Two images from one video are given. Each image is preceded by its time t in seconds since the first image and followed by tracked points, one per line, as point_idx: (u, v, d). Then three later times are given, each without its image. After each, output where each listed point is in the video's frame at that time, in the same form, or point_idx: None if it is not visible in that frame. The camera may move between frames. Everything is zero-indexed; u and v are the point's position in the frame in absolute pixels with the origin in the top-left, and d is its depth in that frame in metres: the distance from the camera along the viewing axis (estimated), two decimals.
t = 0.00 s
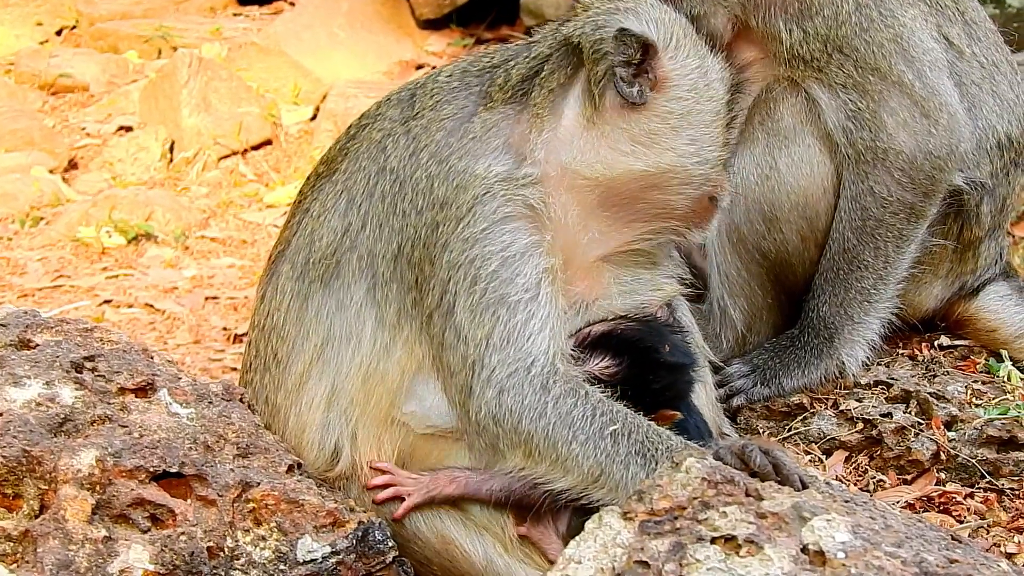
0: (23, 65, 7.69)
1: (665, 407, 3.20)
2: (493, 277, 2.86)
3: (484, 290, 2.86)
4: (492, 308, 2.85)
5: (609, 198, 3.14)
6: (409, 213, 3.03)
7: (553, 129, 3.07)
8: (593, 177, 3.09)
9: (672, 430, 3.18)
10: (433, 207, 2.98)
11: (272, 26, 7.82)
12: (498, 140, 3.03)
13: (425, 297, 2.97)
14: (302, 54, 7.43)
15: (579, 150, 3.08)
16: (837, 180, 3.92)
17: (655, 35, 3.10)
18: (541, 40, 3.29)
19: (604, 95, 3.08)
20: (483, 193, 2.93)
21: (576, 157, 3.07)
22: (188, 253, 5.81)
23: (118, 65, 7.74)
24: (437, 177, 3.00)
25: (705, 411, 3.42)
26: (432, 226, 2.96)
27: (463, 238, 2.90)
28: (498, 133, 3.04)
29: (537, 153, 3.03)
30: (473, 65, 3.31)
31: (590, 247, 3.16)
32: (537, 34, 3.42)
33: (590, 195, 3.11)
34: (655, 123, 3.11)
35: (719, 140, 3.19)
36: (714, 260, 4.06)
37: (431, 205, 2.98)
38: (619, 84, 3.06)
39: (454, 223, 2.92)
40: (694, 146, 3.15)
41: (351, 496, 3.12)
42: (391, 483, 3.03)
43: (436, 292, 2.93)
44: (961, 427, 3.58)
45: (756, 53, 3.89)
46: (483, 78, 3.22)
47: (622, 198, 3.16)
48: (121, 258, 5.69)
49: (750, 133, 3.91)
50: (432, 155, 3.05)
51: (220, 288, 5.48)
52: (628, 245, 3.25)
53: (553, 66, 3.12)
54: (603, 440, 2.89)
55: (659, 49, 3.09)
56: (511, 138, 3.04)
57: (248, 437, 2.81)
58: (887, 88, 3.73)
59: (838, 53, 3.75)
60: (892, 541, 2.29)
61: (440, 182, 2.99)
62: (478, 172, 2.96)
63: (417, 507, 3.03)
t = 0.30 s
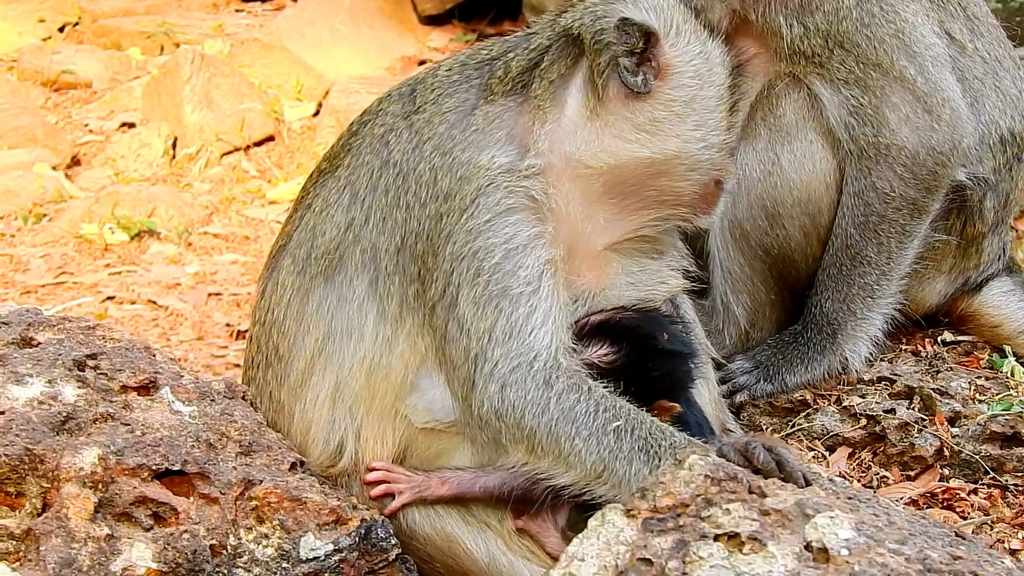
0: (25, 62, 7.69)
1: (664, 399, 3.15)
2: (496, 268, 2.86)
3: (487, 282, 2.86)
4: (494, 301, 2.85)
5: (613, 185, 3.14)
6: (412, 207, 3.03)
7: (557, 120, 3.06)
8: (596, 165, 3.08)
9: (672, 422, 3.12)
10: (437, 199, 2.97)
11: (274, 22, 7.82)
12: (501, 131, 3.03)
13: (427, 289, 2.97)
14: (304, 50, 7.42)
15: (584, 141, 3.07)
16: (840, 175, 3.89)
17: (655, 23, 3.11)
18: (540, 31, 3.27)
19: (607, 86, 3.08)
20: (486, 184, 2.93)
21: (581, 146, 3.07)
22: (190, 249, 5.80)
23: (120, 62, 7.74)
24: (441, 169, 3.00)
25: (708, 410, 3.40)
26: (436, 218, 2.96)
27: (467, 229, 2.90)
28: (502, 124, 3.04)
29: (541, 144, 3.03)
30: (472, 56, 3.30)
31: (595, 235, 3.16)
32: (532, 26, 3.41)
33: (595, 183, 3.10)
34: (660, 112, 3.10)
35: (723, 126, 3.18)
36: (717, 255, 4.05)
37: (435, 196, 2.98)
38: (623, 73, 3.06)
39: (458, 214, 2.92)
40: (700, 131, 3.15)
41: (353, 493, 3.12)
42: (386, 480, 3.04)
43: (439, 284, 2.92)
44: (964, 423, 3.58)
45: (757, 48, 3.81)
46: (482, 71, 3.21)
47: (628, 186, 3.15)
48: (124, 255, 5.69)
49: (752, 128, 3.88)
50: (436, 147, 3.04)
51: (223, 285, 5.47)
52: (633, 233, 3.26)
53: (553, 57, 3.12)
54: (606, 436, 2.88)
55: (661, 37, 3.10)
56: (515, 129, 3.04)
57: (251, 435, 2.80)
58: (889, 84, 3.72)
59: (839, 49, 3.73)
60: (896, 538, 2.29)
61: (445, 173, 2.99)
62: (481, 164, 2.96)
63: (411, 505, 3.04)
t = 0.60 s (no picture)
0: (31, 59, 7.69)
1: (672, 393, 3.15)
2: (502, 268, 2.86)
3: (494, 281, 2.86)
4: (501, 300, 2.85)
5: (618, 184, 3.14)
6: (419, 208, 3.03)
7: (561, 123, 3.06)
8: (601, 167, 3.09)
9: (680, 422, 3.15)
10: (444, 200, 2.97)
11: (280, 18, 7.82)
12: (506, 133, 3.03)
13: (434, 288, 2.97)
14: (310, 47, 7.42)
15: (591, 145, 3.07)
16: (845, 171, 3.88)
17: (659, 28, 3.10)
18: (540, 33, 3.27)
19: (611, 91, 3.07)
20: (493, 185, 2.93)
21: (586, 151, 3.07)
22: (197, 246, 5.80)
23: (126, 58, 7.74)
24: (447, 170, 3.00)
25: (714, 405, 3.39)
26: (443, 219, 2.96)
27: (474, 230, 2.89)
28: (507, 126, 3.04)
29: (547, 147, 3.02)
30: (472, 57, 3.31)
31: (600, 237, 3.16)
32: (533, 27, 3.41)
33: (599, 185, 3.10)
34: (664, 116, 3.11)
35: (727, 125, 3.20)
36: (722, 252, 4.02)
37: (441, 198, 2.98)
38: (628, 80, 3.07)
39: (465, 215, 2.92)
40: (704, 134, 3.17)
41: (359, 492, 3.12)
42: (388, 484, 3.01)
43: (446, 284, 2.92)
44: (971, 419, 3.56)
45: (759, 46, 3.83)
46: (483, 71, 3.22)
47: (632, 186, 3.16)
48: (130, 252, 5.69)
49: (757, 124, 3.85)
50: (442, 148, 3.05)
51: (229, 281, 5.47)
52: (637, 231, 3.26)
53: (554, 61, 3.10)
54: (613, 434, 2.87)
55: (664, 40, 3.10)
56: (520, 132, 3.04)
57: (257, 432, 2.80)
58: (893, 81, 3.70)
59: (841, 46, 3.72)
60: (903, 534, 2.28)
61: (451, 175, 2.99)
62: (488, 165, 2.96)
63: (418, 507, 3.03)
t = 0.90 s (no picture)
0: (34, 58, 7.69)
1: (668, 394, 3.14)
2: (512, 279, 2.87)
3: (503, 291, 2.86)
4: (509, 308, 2.86)
5: (627, 204, 3.14)
6: (428, 223, 3.02)
7: (572, 139, 3.07)
8: (609, 189, 3.09)
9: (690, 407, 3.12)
10: (454, 217, 2.96)
11: (283, 17, 7.82)
12: (516, 149, 3.03)
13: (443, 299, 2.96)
14: (313, 46, 7.42)
15: (600, 165, 3.08)
16: (849, 168, 3.87)
17: (677, 51, 3.13)
18: (557, 44, 3.28)
19: (624, 111, 3.08)
20: (503, 206, 2.92)
21: (595, 170, 3.08)
22: (200, 244, 5.80)
23: (129, 57, 7.75)
24: (457, 188, 2.99)
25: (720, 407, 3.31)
26: (453, 237, 2.95)
27: (484, 245, 2.89)
28: (516, 142, 3.05)
29: (557, 164, 3.03)
30: (488, 65, 3.30)
31: (607, 254, 3.17)
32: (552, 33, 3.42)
33: (608, 203, 3.11)
34: (677, 140, 3.12)
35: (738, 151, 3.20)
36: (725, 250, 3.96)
37: (451, 215, 2.97)
38: (641, 101, 3.07)
39: (475, 232, 2.91)
40: (716, 161, 3.17)
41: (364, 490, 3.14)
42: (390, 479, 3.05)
43: (453, 294, 2.92)
44: (975, 415, 3.56)
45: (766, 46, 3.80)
46: (498, 79, 3.22)
47: (641, 207, 3.16)
48: (133, 251, 5.69)
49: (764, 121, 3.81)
50: (452, 164, 3.03)
51: (233, 280, 5.48)
52: (643, 250, 3.26)
53: (569, 74, 3.12)
54: (618, 410, 2.88)
55: (681, 64, 3.12)
56: (530, 147, 3.05)
57: (261, 431, 2.80)
58: (897, 79, 3.70)
59: (845, 44, 3.71)
60: (907, 531, 2.28)
61: (461, 194, 2.98)
62: (499, 183, 2.96)
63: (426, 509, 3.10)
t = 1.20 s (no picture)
0: (40, 58, 7.70)
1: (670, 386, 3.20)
2: (506, 271, 2.85)
3: (499, 284, 2.84)
4: (506, 300, 2.84)
5: (618, 183, 3.16)
6: (417, 215, 3.02)
7: (555, 120, 3.07)
8: (597, 167, 3.10)
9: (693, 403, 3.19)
10: (442, 208, 2.96)
11: (289, 17, 7.83)
12: (499, 133, 3.02)
13: (440, 293, 2.95)
14: (320, 47, 7.40)
15: (585, 145, 3.08)
16: (856, 169, 3.86)
17: (657, 27, 3.08)
18: (541, 29, 3.27)
19: (606, 93, 3.07)
20: (489, 192, 2.91)
21: (580, 150, 3.08)
22: (206, 245, 5.81)
23: (135, 57, 7.75)
24: (442, 178, 2.98)
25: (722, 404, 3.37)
26: (442, 227, 2.94)
27: (474, 236, 2.88)
28: (498, 127, 3.03)
29: (540, 145, 3.03)
30: (470, 54, 3.29)
31: (596, 235, 3.18)
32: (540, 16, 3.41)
33: (600, 184, 3.13)
34: (660, 119, 3.12)
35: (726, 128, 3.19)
36: (733, 250, 3.99)
37: (439, 205, 2.97)
38: (623, 82, 3.06)
39: (463, 222, 2.90)
40: (702, 137, 3.16)
41: (371, 489, 3.14)
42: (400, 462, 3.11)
43: (450, 289, 2.91)
44: (981, 416, 3.54)
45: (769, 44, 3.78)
46: (479, 67, 3.21)
47: (633, 187, 3.19)
48: (139, 250, 5.70)
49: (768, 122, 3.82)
50: (436, 154, 3.03)
51: (238, 280, 5.48)
52: (641, 229, 3.30)
53: (549, 59, 3.11)
54: (624, 422, 2.87)
55: (661, 40, 3.08)
56: (512, 130, 3.04)
57: (267, 429, 2.80)
58: (905, 81, 3.69)
59: (852, 45, 3.71)
60: (913, 531, 2.27)
61: (447, 183, 2.97)
62: (483, 169, 2.95)
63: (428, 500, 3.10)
